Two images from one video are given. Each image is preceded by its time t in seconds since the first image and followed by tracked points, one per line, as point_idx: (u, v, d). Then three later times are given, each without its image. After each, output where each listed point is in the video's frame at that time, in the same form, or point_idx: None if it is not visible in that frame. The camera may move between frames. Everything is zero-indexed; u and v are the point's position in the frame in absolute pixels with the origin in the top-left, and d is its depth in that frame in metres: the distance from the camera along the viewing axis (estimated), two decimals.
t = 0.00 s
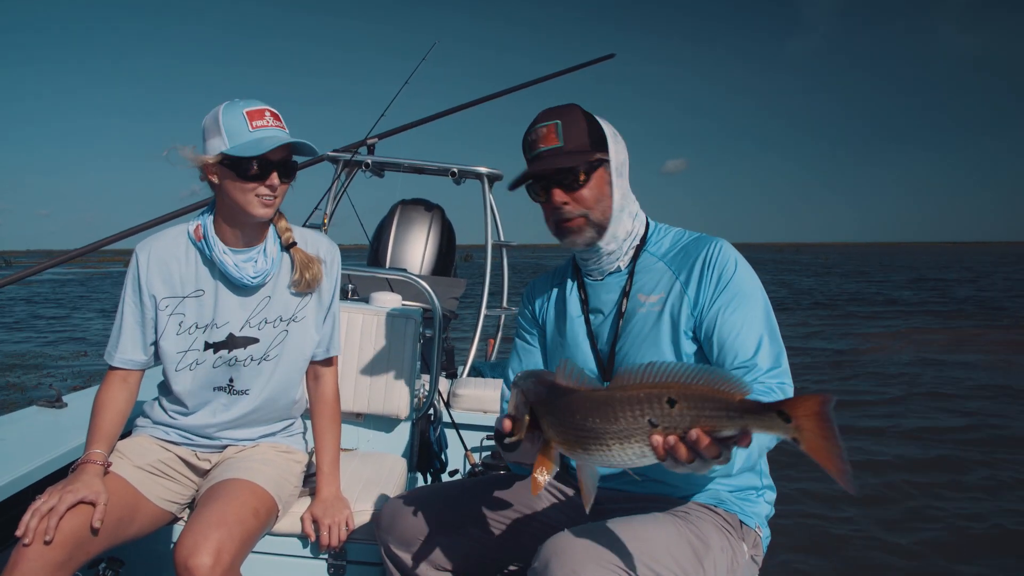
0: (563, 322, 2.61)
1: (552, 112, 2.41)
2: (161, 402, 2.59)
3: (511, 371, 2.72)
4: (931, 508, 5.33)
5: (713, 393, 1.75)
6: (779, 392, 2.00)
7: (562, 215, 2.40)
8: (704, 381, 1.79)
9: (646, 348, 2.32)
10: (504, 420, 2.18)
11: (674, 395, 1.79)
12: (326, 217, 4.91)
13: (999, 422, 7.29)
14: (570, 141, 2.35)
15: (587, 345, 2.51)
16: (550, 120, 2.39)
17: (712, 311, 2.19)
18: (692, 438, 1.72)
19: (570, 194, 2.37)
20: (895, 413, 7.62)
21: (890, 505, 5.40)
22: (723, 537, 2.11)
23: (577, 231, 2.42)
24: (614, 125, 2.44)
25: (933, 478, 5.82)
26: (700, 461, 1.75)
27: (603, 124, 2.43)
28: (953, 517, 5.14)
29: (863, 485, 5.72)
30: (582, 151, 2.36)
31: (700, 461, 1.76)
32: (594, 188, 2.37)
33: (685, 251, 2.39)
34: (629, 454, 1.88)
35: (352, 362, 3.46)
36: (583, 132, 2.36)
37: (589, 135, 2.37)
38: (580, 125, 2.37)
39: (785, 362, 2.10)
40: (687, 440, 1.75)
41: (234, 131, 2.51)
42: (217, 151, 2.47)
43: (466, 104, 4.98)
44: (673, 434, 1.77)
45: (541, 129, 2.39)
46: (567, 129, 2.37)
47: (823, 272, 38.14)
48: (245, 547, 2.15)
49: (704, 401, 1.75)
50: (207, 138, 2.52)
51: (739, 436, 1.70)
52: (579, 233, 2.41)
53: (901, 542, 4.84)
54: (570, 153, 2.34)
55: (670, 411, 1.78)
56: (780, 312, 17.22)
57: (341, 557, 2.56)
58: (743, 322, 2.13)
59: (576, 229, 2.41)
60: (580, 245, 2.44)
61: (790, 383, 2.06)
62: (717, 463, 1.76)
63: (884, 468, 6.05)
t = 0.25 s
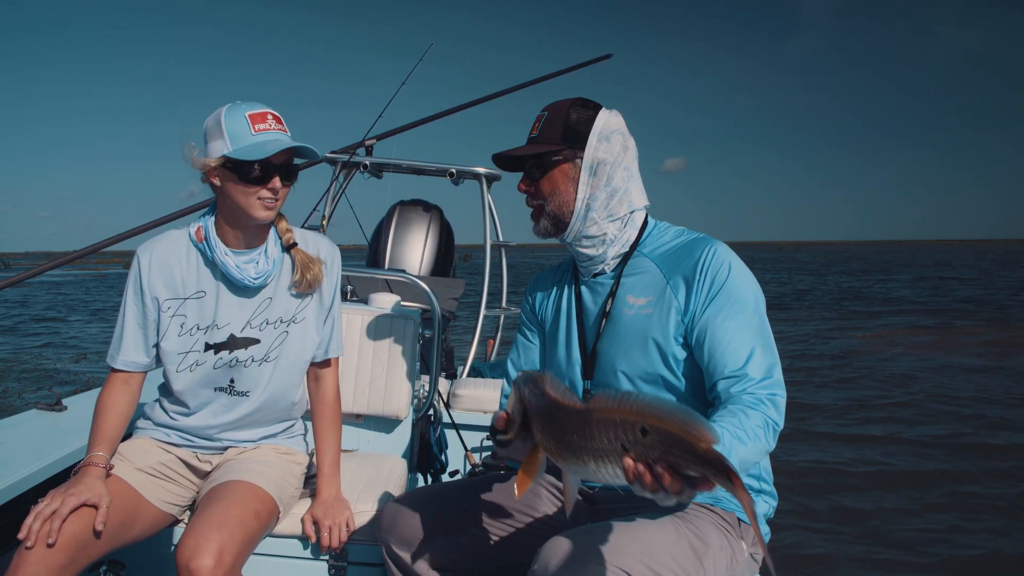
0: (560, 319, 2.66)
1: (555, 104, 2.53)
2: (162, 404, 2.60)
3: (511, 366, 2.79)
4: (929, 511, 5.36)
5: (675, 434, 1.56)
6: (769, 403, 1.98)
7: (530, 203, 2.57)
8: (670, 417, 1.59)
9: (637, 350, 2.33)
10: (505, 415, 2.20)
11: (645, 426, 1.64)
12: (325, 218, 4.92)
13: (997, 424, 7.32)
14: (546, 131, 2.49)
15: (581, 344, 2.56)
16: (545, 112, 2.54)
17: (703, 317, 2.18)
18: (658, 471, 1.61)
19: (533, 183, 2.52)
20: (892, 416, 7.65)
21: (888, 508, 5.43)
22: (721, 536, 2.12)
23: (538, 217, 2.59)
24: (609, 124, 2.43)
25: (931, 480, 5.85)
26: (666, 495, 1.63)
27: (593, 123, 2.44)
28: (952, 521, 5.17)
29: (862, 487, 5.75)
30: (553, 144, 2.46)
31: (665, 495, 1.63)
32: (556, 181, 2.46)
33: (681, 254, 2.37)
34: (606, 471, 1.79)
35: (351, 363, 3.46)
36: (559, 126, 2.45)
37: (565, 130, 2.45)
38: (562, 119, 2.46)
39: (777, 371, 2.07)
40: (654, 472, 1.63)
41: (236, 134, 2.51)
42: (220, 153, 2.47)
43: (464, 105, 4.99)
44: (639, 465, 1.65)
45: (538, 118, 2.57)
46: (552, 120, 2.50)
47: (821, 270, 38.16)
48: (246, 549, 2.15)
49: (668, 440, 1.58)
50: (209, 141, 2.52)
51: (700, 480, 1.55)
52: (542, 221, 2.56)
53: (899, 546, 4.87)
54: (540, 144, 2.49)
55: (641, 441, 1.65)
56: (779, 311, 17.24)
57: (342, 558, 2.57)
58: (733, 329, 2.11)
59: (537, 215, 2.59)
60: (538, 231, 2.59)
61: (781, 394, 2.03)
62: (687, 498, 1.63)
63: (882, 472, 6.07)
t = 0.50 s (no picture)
0: (564, 318, 2.67)
1: (564, 100, 2.51)
2: (165, 406, 2.59)
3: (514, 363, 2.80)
4: (932, 516, 5.34)
5: (660, 395, 1.59)
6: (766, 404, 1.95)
7: (535, 199, 2.57)
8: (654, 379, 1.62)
9: (636, 350, 2.32)
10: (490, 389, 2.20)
11: (625, 390, 1.65)
12: (327, 220, 4.92)
13: (1001, 427, 7.30)
14: (551, 129, 2.47)
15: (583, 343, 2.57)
16: (553, 109, 2.53)
17: (704, 319, 2.16)
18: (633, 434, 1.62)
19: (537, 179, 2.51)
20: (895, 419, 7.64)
21: (892, 511, 5.41)
22: (725, 536, 2.11)
23: (542, 214, 2.58)
24: (615, 123, 2.41)
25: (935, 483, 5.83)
26: (639, 461, 1.63)
27: (599, 121, 2.41)
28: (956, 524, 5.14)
29: (866, 490, 5.73)
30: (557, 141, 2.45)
31: (637, 463, 1.63)
32: (560, 179, 2.46)
33: (685, 254, 2.36)
34: (581, 440, 1.79)
35: (354, 364, 3.46)
36: (564, 123, 2.44)
37: (569, 127, 2.43)
38: (568, 117, 2.44)
39: (777, 373, 2.06)
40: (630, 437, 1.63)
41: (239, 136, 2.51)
42: (222, 156, 2.47)
43: (465, 106, 4.99)
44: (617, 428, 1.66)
45: (545, 115, 2.56)
46: (558, 118, 2.48)
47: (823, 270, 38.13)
48: (250, 551, 2.15)
49: (651, 401, 1.60)
50: (212, 143, 2.52)
51: (674, 444, 1.56)
52: (547, 218, 2.56)
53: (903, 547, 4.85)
54: (545, 141, 2.48)
55: (620, 405, 1.66)
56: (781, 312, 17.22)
57: (346, 560, 2.56)
58: (733, 331, 2.10)
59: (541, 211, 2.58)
60: (542, 228, 2.59)
61: (780, 396, 2.01)
62: (657, 468, 1.63)
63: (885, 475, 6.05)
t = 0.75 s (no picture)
0: (576, 317, 2.65)
1: (577, 100, 2.49)
2: (176, 404, 2.60)
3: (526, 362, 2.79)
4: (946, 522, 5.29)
5: (674, 408, 1.49)
6: (782, 405, 1.93)
7: (549, 200, 2.56)
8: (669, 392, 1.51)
9: (650, 351, 2.31)
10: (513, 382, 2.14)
11: (641, 398, 1.55)
12: (337, 219, 4.93)
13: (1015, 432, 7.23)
14: (564, 129, 2.46)
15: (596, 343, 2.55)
16: (566, 109, 2.51)
17: (719, 320, 2.14)
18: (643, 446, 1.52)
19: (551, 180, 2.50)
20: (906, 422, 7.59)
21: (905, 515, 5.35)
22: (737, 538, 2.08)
23: (557, 215, 2.57)
24: (629, 123, 2.38)
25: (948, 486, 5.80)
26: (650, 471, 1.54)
27: (613, 120, 2.38)
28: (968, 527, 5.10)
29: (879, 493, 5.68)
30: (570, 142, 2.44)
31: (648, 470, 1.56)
32: (574, 180, 2.44)
33: (698, 255, 2.33)
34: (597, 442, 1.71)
35: (364, 363, 3.45)
36: (576, 123, 2.42)
37: (582, 127, 2.41)
38: (580, 117, 2.43)
39: (793, 374, 2.03)
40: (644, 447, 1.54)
41: (250, 136, 2.51)
42: (233, 155, 2.47)
43: (476, 106, 4.98)
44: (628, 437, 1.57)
45: (558, 115, 2.54)
46: (571, 118, 2.46)
47: (834, 272, 37.90)
48: (261, 549, 2.14)
49: (664, 414, 1.50)
50: (223, 143, 2.52)
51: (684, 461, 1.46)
52: (561, 218, 2.54)
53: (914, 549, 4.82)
54: (557, 141, 2.47)
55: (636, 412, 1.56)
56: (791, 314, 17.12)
57: (356, 559, 2.55)
58: (748, 332, 2.07)
59: (556, 212, 2.57)
60: (558, 230, 2.57)
61: (797, 397, 1.99)
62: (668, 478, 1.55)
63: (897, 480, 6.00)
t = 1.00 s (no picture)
0: (603, 319, 2.61)
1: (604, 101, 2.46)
2: (200, 402, 2.60)
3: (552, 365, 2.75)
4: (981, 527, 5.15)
5: (710, 403, 1.51)
6: (815, 406, 1.84)
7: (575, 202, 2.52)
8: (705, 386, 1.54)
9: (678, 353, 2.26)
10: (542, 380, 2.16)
11: (679, 394, 1.57)
12: (359, 219, 4.93)
13: None
14: (591, 131, 2.43)
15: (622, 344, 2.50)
16: (592, 111, 2.48)
17: (749, 321, 2.10)
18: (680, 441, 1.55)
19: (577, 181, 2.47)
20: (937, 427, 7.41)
21: (937, 520, 5.23)
22: (765, 543, 2.03)
23: (584, 216, 2.52)
24: (655, 122, 2.33)
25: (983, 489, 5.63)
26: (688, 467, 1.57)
27: (641, 120, 2.34)
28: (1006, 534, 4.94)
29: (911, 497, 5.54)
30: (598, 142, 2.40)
31: (683, 467, 1.59)
32: (601, 180, 2.40)
33: (728, 254, 2.29)
34: (633, 437, 1.73)
35: (387, 362, 3.44)
36: (604, 124, 2.38)
37: (609, 128, 2.37)
38: (608, 117, 2.39)
39: (826, 377, 1.96)
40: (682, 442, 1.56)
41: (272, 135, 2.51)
42: (255, 155, 2.47)
43: (498, 106, 4.95)
44: (666, 432, 1.59)
45: (584, 117, 2.51)
46: (598, 119, 2.43)
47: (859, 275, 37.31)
48: (285, 547, 2.13)
49: (702, 409, 1.52)
50: (245, 142, 2.52)
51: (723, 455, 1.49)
52: (587, 220, 2.50)
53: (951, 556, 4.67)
54: (584, 142, 2.43)
55: (673, 408, 1.58)
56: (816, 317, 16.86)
57: (379, 558, 2.54)
58: (780, 333, 2.02)
59: (583, 213, 2.52)
60: (584, 229, 2.53)
61: (830, 397, 1.91)
62: (702, 476, 1.57)
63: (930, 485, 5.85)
